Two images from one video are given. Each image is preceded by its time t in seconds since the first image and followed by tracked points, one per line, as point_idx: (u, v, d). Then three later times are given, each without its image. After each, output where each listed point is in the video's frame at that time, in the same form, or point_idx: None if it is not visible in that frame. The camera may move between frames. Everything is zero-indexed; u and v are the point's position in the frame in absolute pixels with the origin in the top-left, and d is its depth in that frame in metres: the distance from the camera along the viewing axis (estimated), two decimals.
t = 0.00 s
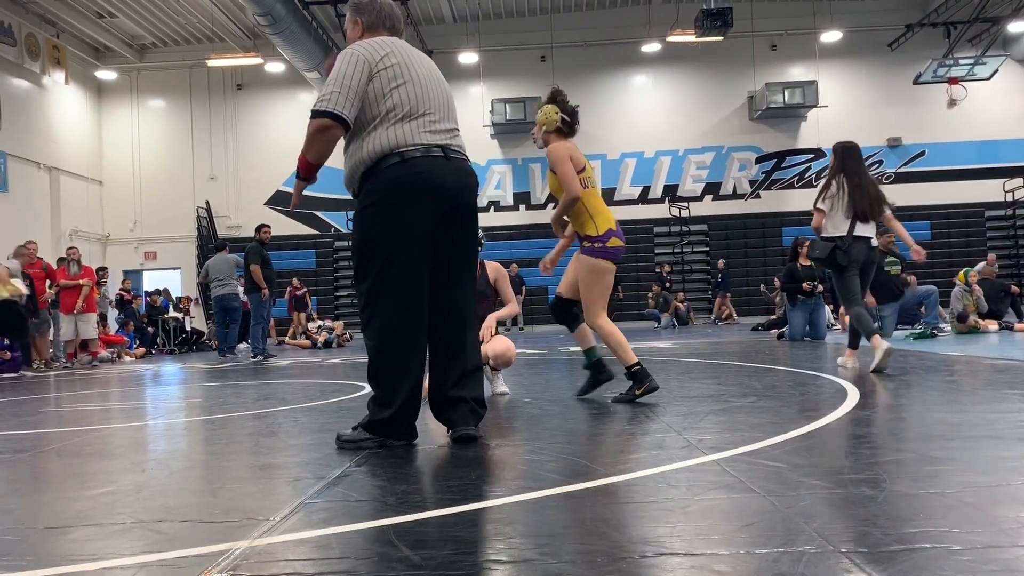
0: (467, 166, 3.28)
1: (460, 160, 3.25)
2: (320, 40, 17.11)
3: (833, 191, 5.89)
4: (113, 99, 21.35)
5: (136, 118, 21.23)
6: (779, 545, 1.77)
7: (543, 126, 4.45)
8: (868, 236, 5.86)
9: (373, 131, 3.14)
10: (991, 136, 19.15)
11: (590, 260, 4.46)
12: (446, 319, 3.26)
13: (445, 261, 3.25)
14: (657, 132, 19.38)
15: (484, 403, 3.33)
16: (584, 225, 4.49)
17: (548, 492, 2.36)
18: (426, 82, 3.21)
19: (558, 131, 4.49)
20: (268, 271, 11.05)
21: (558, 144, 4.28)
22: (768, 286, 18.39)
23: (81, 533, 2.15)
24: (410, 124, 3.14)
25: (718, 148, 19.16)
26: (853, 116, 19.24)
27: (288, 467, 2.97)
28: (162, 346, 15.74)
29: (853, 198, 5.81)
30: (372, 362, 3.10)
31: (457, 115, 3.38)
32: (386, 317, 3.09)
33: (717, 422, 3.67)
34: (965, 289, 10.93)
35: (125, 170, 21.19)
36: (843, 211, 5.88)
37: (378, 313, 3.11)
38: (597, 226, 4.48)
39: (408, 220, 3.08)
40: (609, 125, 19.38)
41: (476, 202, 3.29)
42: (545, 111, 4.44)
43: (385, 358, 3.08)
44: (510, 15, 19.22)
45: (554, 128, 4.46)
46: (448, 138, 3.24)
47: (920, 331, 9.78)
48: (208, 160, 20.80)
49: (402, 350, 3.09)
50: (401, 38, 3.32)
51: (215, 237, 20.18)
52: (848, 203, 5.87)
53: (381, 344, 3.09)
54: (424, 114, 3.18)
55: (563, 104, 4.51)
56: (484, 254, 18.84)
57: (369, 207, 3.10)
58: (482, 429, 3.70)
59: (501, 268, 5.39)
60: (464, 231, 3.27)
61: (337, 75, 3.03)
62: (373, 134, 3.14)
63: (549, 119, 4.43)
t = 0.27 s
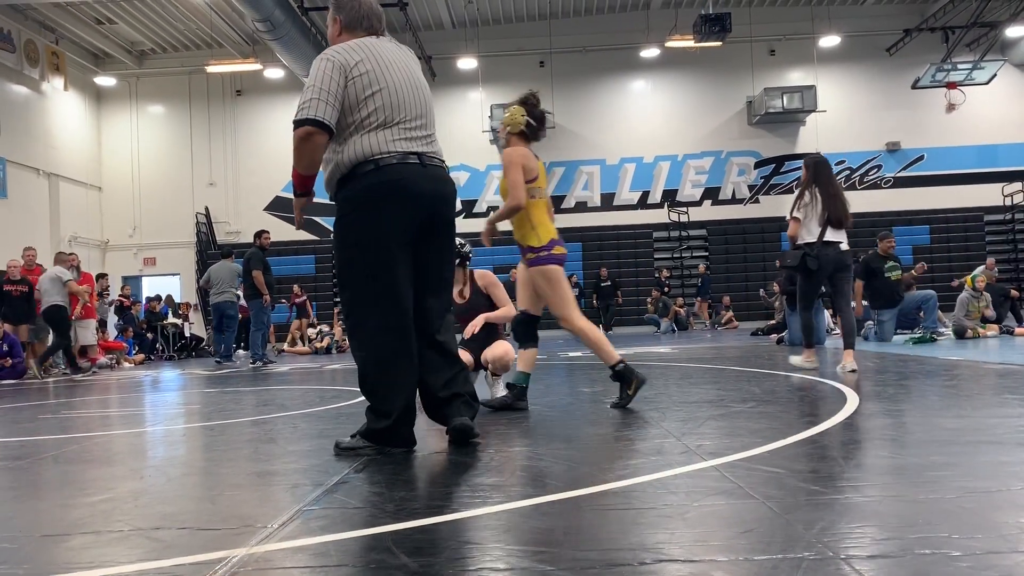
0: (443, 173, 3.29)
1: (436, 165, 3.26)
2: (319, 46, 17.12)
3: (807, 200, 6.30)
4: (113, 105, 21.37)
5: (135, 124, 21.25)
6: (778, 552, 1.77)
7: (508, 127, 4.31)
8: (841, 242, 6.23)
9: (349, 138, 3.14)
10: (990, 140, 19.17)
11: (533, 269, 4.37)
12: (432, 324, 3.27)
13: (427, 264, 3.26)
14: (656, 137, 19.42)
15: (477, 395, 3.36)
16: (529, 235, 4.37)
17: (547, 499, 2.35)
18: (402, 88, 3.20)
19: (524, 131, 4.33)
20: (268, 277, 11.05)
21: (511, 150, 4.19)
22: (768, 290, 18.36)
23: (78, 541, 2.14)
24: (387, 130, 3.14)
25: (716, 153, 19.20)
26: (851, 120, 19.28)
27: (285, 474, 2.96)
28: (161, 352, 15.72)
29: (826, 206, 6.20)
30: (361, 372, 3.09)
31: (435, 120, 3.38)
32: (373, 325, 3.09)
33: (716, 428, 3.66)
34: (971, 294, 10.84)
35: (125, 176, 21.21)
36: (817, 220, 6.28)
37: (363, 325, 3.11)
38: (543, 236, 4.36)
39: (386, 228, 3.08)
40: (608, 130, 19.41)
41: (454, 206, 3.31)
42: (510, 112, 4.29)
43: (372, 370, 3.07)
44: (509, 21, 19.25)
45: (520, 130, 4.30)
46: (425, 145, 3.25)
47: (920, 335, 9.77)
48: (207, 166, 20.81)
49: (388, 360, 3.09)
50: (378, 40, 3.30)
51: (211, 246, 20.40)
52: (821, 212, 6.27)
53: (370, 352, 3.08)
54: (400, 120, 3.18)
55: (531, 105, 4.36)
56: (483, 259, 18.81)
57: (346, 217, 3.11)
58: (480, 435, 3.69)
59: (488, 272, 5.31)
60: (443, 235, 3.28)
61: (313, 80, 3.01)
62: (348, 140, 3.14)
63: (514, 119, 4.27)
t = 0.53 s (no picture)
0: (443, 178, 3.27)
1: (436, 171, 3.24)
2: (321, 51, 17.19)
3: (777, 213, 6.85)
4: (116, 110, 21.45)
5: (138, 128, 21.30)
6: (782, 556, 1.76)
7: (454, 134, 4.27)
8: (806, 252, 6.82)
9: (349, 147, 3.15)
10: (992, 144, 19.18)
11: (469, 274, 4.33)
12: (431, 330, 3.28)
13: (427, 268, 3.27)
14: (657, 142, 19.44)
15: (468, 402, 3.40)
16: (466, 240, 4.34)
17: (551, 504, 2.35)
18: (400, 95, 3.18)
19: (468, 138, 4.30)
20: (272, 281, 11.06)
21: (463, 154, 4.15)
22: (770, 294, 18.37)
23: (81, 545, 2.15)
24: (385, 139, 3.14)
25: (718, 157, 19.22)
26: (853, 124, 19.31)
27: (288, 478, 2.96)
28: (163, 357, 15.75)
29: (795, 218, 6.77)
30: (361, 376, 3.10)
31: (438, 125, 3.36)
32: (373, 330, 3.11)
33: (718, 432, 3.66)
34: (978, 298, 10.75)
35: (127, 181, 21.26)
36: (788, 230, 6.81)
37: (362, 330, 3.12)
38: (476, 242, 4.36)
39: (384, 234, 3.09)
40: (609, 134, 19.44)
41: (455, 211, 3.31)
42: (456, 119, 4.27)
43: (371, 375, 3.09)
44: (511, 26, 19.29)
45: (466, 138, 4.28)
46: (425, 151, 3.23)
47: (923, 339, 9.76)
48: (210, 171, 20.85)
49: (387, 364, 3.10)
50: (379, 46, 3.28)
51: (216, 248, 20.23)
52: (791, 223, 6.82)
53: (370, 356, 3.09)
54: (398, 128, 3.16)
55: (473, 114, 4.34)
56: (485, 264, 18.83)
57: (346, 224, 3.12)
58: (482, 439, 3.69)
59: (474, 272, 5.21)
60: (443, 241, 3.28)
61: (310, 91, 3.03)
62: (347, 149, 3.16)
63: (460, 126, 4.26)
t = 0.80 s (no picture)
0: (467, 183, 3.27)
1: (461, 176, 3.24)
2: (339, 55, 17.32)
3: (769, 229, 7.03)
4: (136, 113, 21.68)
5: (157, 131, 21.53)
6: (797, 564, 1.76)
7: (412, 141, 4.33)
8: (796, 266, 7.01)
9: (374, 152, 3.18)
10: (1013, 151, 18.97)
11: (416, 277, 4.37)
12: (450, 336, 3.27)
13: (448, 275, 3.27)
14: (674, 147, 19.39)
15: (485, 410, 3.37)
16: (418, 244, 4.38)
17: (566, 508, 2.35)
18: (425, 102, 3.19)
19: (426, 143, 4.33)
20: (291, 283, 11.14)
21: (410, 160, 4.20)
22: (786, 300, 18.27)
23: (100, 544, 2.17)
24: (409, 144, 3.16)
25: (735, 162, 19.14)
26: (871, 131, 19.17)
27: (305, 480, 2.98)
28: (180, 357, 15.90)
29: (785, 234, 6.96)
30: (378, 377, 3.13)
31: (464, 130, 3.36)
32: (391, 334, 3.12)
33: (734, 439, 3.64)
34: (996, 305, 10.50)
35: (146, 183, 21.50)
36: (779, 245, 7.01)
37: (380, 333, 3.14)
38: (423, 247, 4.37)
39: (404, 239, 3.11)
40: (626, 138, 19.42)
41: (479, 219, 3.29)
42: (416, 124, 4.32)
43: (387, 378, 3.11)
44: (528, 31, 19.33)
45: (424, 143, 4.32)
46: (450, 156, 3.24)
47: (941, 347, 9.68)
48: (228, 174, 21.04)
49: (402, 368, 3.12)
50: (406, 54, 3.31)
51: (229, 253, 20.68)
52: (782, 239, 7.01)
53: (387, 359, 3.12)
54: (422, 134, 3.18)
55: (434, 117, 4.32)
56: (500, 268, 18.88)
57: (369, 228, 3.16)
58: (498, 443, 3.69)
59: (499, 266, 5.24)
60: (466, 247, 3.28)
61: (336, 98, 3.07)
62: (372, 155, 3.19)
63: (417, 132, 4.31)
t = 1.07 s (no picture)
0: (524, 194, 3.27)
1: (518, 187, 3.26)
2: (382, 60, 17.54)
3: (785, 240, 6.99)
4: (183, 115, 22.19)
5: (204, 133, 22.02)
6: None
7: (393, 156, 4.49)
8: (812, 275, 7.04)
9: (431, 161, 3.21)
10: None
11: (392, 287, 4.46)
12: (499, 344, 3.32)
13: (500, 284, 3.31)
14: (714, 153, 19.21)
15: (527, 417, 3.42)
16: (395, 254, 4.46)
17: (611, 518, 2.37)
18: (484, 112, 3.21)
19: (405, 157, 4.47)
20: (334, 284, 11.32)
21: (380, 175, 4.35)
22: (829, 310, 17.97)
23: (158, 541, 2.25)
24: (467, 153, 3.18)
25: (778, 168, 18.91)
26: (919, 138, 18.77)
27: (351, 481, 3.04)
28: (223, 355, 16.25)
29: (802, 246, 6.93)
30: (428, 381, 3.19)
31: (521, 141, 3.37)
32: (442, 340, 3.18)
33: (777, 450, 3.61)
34: None
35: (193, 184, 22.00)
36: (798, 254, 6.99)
37: (431, 338, 3.20)
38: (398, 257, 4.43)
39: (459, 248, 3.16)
40: (665, 144, 19.30)
41: (533, 230, 3.32)
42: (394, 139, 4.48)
43: (436, 384, 3.17)
44: (570, 36, 19.33)
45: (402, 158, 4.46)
46: (507, 166, 3.25)
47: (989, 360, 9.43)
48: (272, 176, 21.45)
49: (451, 373, 3.17)
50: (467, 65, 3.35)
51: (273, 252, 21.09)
52: (799, 250, 6.99)
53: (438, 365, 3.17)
54: (480, 144, 3.20)
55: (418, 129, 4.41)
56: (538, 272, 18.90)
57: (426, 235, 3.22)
58: (539, 449, 3.70)
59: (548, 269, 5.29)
60: (519, 257, 3.31)
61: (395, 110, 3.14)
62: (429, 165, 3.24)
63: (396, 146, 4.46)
